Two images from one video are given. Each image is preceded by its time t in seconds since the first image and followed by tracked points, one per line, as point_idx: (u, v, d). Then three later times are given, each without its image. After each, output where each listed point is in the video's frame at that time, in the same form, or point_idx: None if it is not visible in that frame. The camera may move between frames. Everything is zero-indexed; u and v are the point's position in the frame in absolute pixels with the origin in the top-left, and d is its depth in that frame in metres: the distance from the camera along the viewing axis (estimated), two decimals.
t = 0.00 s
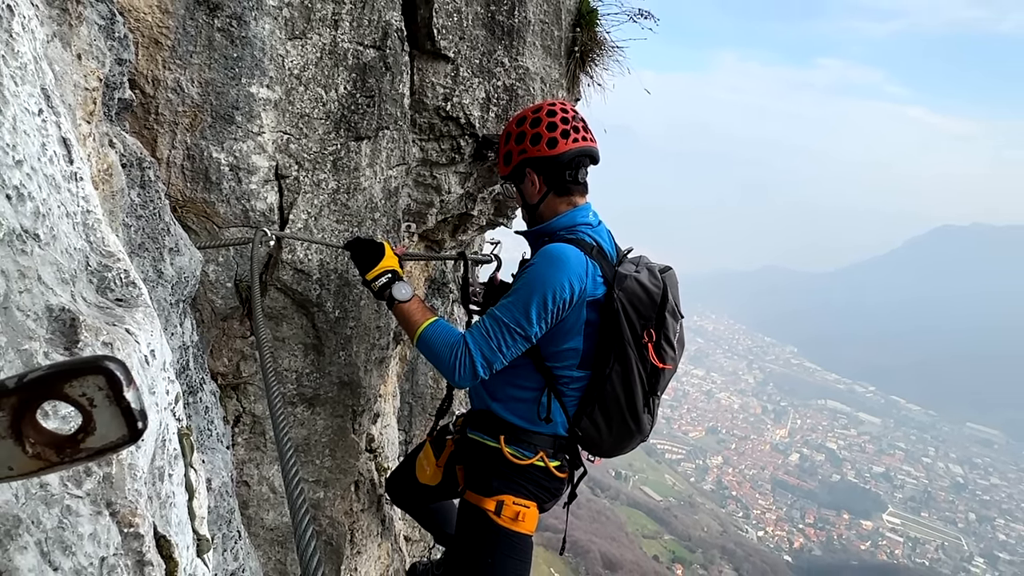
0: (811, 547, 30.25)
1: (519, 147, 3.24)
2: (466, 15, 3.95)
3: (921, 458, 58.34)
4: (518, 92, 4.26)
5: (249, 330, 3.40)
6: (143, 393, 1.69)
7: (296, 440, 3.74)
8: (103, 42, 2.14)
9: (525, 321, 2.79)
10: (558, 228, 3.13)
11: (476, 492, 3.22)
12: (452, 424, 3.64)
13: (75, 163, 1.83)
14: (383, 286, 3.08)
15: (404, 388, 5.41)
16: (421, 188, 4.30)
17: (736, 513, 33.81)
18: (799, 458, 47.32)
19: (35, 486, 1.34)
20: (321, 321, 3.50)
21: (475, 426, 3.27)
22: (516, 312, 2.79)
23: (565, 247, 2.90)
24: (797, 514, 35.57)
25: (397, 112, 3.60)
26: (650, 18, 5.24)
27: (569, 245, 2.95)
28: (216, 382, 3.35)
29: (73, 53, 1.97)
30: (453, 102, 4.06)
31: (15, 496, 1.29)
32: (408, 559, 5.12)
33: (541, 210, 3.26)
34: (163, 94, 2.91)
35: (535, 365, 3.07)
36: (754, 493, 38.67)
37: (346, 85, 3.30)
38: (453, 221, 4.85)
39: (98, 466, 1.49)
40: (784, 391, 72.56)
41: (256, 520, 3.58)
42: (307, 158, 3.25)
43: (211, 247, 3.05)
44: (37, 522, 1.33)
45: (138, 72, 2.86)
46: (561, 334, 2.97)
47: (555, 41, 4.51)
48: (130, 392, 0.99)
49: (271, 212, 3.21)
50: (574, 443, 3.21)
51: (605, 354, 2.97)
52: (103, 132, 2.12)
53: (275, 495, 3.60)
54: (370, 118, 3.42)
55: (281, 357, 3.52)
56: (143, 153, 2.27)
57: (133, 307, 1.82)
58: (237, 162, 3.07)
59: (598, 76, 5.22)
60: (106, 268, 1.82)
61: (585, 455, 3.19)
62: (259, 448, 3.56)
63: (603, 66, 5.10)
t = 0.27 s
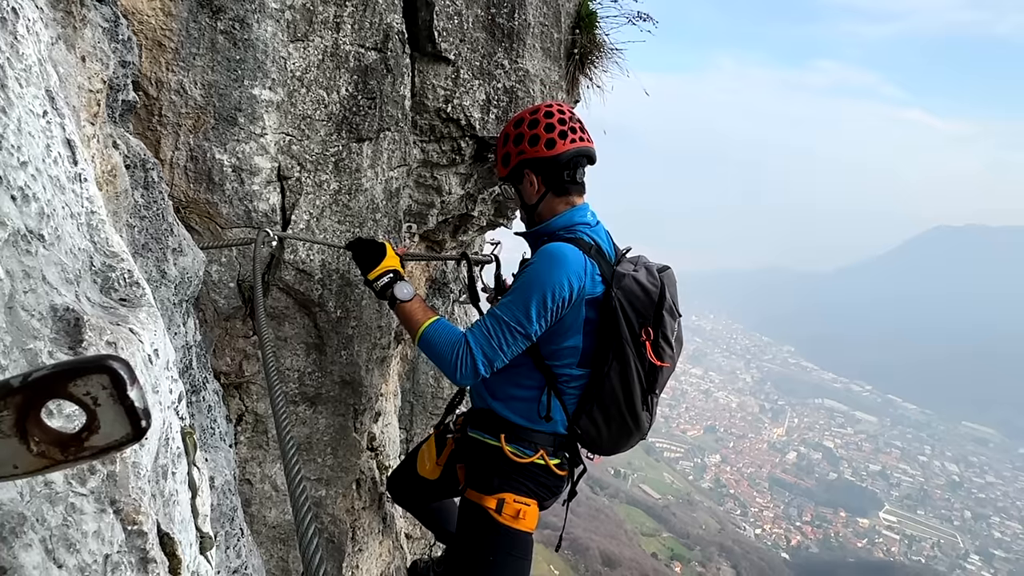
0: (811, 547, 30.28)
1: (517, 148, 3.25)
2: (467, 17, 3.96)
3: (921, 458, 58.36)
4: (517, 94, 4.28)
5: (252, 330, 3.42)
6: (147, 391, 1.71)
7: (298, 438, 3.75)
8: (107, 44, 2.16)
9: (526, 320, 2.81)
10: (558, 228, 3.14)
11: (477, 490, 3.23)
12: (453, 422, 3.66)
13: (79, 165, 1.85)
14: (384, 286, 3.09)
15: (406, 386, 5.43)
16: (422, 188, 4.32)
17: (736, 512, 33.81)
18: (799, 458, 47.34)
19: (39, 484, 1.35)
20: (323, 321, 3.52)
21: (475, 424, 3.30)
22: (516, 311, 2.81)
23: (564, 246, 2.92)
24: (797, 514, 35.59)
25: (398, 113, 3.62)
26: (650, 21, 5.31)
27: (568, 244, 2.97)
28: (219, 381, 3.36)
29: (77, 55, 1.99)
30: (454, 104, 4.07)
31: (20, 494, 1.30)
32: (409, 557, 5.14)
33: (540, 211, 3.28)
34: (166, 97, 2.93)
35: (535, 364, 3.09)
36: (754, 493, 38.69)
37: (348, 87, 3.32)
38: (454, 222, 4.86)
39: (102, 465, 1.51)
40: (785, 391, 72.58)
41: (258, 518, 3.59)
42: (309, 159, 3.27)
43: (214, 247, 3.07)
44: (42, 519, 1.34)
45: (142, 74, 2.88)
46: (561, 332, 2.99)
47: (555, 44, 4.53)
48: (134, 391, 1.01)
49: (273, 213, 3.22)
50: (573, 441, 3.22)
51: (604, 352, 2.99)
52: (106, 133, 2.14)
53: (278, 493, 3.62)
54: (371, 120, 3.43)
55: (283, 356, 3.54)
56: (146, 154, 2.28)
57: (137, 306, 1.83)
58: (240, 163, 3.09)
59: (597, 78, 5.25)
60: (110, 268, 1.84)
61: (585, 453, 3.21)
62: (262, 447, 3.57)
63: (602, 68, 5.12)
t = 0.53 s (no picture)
0: (811, 546, 30.29)
1: (519, 149, 3.27)
2: (467, 20, 3.98)
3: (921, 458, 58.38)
4: (517, 96, 4.30)
5: (254, 329, 3.43)
6: (151, 391, 1.73)
7: (300, 437, 3.78)
8: (111, 47, 2.17)
9: (526, 320, 2.83)
10: (558, 228, 3.16)
11: (475, 488, 3.25)
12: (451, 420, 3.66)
13: (83, 166, 1.87)
14: (386, 286, 3.11)
15: (407, 385, 5.45)
16: (423, 189, 4.34)
17: (736, 512, 33.81)
18: (800, 458, 47.35)
19: (44, 482, 1.37)
20: (325, 320, 3.54)
21: (473, 423, 3.31)
22: (517, 310, 2.82)
23: (565, 247, 2.93)
24: (797, 514, 35.61)
25: (399, 115, 3.64)
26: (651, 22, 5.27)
27: (569, 245, 2.98)
28: (222, 380, 3.38)
29: (81, 57, 2.00)
30: (454, 106, 4.09)
31: (25, 492, 1.32)
32: (411, 555, 5.16)
33: (541, 212, 3.30)
34: (169, 98, 2.95)
35: (534, 364, 3.10)
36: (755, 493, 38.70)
37: (349, 89, 3.34)
38: (454, 223, 4.88)
39: (106, 463, 1.53)
40: (785, 391, 72.60)
41: (261, 515, 3.61)
42: (311, 161, 3.28)
43: (216, 248, 3.09)
44: (46, 517, 1.36)
45: (145, 76, 2.90)
46: (560, 332, 3.00)
47: (554, 46, 4.55)
48: (137, 390, 1.02)
49: (276, 214, 3.24)
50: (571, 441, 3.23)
51: (602, 353, 3.01)
52: (110, 135, 2.16)
53: (280, 491, 3.64)
54: (372, 121, 3.46)
55: (285, 355, 3.56)
56: (149, 155, 2.30)
57: (140, 306, 1.85)
58: (242, 164, 3.10)
59: (596, 80, 5.28)
60: (114, 268, 1.86)
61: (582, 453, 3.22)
62: (264, 445, 3.58)
63: (601, 70, 5.15)
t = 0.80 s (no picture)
0: (810, 545, 30.32)
1: (518, 149, 3.28)
2: (467, 22, 4.00)
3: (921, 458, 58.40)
4: (518, 97, 4.32)
5: (257, 329, 3.45)
6: (154, 389, 1.74)
7: (302, 435, 3.79)
8: (115, 49, 2.19)
9: (526, 319, 2.84)
10: (557, 227, 3.17)
11: (474, 486, 3.27)
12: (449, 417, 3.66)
13: (87, 167, 1.89)
14: (387, 286, 3.12)
15: (408, 384, 5.47)
16: (424, 190, 4.36)
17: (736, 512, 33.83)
18: (800, 458, 47.36)
19: (48, 481, 1.39)
20: (326, 320, 3.56)
21: (473, 421, 3.32)
22: (517, 309, 2.84)
23: (564, 247, 2.95)
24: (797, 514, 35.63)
25: (401, 117, 3.66)
26: (650, 26, 5.47)
27: (568, 245, 3.00)
28: (225, 379, 3.40)
29: (86, 60, 2.02)
30: (455, 107, 4.11)
31: (30, 490, 1.33)
32: (412, 553, 5.18)
33: (540, 211, 3.31)
34: (173, 100, 2.97)
35: (533, 362, 3.12)
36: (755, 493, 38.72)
37: (351, 91, 3.36)
38: (455, 223, 4.90)
39: (110, 461, 1.54)
40: (785, 390, 72.63)
41: (263, 513, 3.63)
42: (313, 162, 3.30)
43: (219, 248, 3.12)
44: (50, 515, 1.37)
45: (149, 78, 2.92)
46: (559, 331, 3.02)
47: (553, 48, 4.56)
48: (141, 389, 1.04)
49: (278, 214, 3.26)
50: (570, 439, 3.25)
51: (600, 351, 3.04)
52: (114, 136, 2.17)
53: (282, 489, 3.66)
54: (374, 123, 3.47)
55: (287, 355, 3.58)
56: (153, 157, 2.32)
57: (144, 306, 1.87)
58: (245, 165, 3.12)
59: (596, 81, 5.30)
60: (118, 268, 1.88)
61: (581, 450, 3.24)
62: (266, 444, 3.59)
63: (600, 72, 5.18)
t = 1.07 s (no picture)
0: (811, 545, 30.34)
1: (518, 151, 3.29)
2: (468, 25, 4.02)
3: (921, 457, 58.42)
4: (518, 99, 4.34)
5: (260, 328, 3.47)
6: (157, 389, 1.76)
7: (304, 434, 3.81)
8: (119, 51, 2.21)
9: (526, 320, 2.86)
10: (557, 228, 3.19)
11: (475, 484, 3.29)
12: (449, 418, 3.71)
13: (91, 168, 1.91)
14: (388, 286, 3.14)
15: (409, 383, 5.49)
16: (425, 191, 4.39)
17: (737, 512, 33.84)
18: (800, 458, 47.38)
19: (52, 479, 1.40)
20: (328, 320, 3.58)
21: (473, 420, 3.35)
22: (517, 310, 2.86)
23: (563, 248, 2.97)
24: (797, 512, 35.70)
25: (402, 118, 3.68)
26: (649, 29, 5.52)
27: (567, 246, 3.01)
28: (228, 378, 3.42)
29: (89, 62, 2.04)
30: (456, 109, 4.13)
31: (34, 489, 1.35)
32: (413, 551, 5.20)
33: (540, 212, 3.32)
34: (176, 102, 2.98)
35: (533, 362, 3.13)
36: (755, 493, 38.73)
37: (353, 92, 3.38)
38: (455, 224, 4.92)
39: (114, 459, 1.56)
40: (785, 390, 72.66)
41: (266, 511, 3.64)
42: (315, 163, 3.32)
43: (222, 249, 3.15)
44: (55, 513, 1.39)
45: (152, 80, 2.93)
46: (559, 331, 3.03)
47: (552, 51, 4.58)
48: (145, 388, 1.04)
49: (280, 215, 3.28)
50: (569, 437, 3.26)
51: (599, 350, 3.05)
52: (118, 138, 2.19)
53: (285, 487, 3.67)
54: (375, 124, 3.49)
55: (289, 354, 3.58)
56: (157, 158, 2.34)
57: (147, 306, 1.89)
58: (247, 166, 3.14)
59: (595, 83, 5.34)
60: (121, 269, 1.89)
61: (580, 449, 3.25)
62: (269, 442, 3.62)
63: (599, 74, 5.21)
